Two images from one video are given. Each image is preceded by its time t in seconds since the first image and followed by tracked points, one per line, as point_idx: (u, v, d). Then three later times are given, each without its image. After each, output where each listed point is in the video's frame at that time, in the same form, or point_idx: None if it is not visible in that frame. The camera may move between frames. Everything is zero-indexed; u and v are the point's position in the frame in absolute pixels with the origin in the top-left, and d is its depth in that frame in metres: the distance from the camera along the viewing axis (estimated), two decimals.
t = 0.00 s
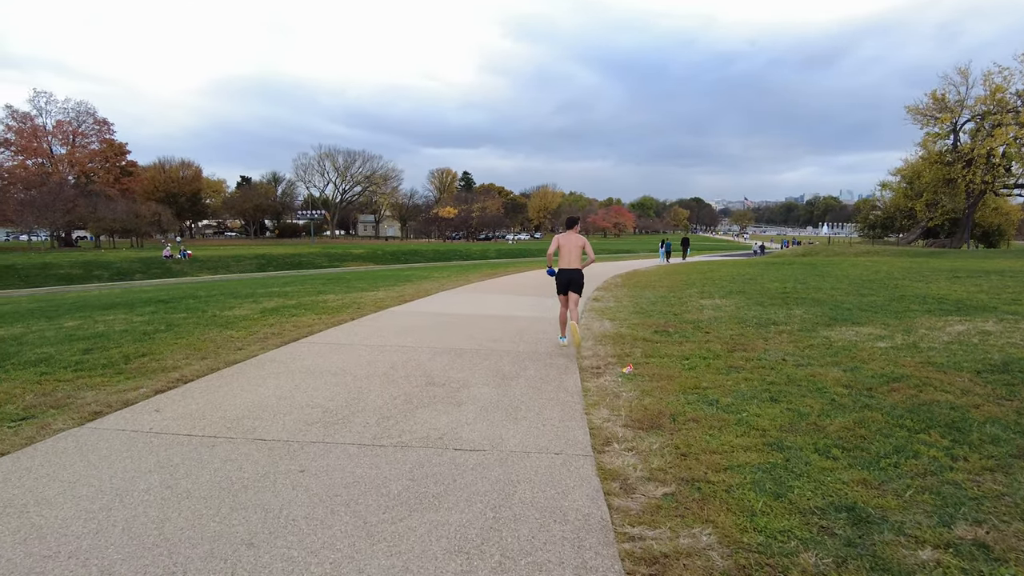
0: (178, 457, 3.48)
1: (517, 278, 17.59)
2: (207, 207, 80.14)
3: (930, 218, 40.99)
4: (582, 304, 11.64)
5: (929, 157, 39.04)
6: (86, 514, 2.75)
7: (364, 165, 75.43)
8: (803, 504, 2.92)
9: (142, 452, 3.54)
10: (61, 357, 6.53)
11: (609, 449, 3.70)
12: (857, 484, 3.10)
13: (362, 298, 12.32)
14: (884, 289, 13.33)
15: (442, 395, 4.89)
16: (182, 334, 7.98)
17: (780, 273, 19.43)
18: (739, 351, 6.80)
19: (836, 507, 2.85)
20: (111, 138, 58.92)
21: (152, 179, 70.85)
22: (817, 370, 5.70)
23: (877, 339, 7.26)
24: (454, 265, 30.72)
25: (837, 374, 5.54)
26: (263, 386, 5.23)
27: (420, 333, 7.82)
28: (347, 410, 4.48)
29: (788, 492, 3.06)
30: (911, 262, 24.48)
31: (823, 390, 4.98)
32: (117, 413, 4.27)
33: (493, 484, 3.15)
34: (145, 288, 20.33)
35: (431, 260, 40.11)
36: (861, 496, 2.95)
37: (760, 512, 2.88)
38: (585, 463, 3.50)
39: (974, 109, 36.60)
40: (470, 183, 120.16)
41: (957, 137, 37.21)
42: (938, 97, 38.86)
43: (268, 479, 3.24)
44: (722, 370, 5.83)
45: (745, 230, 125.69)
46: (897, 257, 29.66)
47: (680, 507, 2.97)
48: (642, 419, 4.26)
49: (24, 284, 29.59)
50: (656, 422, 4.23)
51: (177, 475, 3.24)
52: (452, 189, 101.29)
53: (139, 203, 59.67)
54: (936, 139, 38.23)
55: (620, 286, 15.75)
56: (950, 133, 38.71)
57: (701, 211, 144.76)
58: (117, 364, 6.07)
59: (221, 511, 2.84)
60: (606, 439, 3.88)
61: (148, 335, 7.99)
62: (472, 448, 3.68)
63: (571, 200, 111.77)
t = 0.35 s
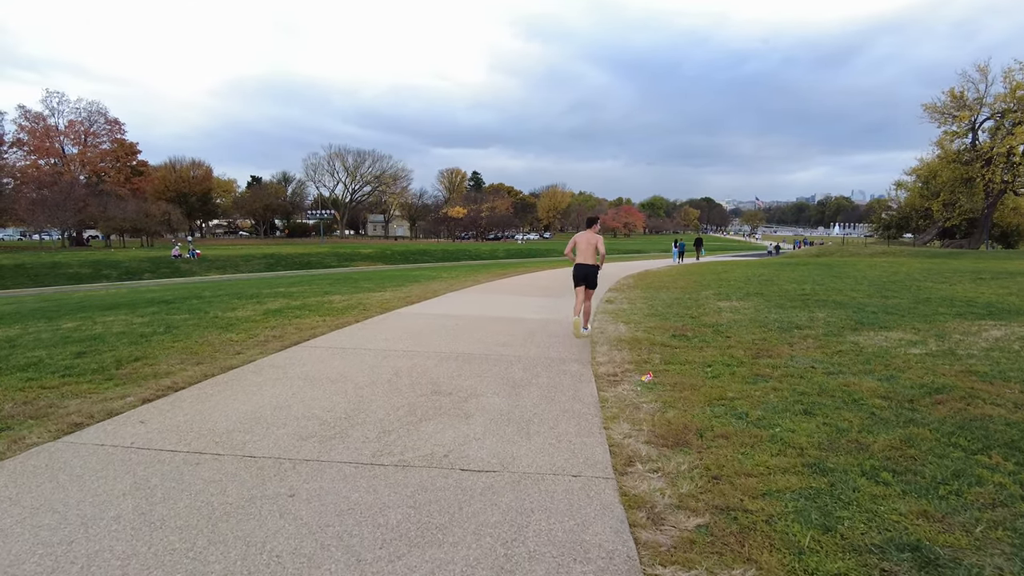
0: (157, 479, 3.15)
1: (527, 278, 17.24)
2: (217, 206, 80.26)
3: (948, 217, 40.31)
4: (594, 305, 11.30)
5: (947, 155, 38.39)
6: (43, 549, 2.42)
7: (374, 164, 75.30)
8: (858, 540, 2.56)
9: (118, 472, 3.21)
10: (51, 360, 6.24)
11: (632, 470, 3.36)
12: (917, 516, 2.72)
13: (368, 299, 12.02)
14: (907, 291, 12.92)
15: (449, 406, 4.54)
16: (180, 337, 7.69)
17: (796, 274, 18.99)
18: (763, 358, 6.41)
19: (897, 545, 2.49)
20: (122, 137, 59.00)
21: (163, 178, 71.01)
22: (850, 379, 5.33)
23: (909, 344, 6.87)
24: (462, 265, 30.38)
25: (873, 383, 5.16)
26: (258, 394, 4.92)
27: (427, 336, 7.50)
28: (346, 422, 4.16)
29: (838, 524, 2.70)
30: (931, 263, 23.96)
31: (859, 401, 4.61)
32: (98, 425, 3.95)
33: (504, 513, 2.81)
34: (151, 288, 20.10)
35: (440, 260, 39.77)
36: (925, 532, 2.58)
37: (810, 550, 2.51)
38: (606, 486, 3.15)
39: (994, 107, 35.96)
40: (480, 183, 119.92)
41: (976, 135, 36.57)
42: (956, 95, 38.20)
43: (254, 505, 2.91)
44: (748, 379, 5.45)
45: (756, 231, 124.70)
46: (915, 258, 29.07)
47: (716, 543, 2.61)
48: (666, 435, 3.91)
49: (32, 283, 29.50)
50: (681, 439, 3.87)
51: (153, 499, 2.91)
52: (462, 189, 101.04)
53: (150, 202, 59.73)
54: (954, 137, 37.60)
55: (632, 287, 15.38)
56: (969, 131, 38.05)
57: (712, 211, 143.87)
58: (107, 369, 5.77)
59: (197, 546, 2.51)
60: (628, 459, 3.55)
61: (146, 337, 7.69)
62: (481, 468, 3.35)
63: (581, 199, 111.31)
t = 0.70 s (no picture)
0: (106, 504, 2.81)
1: (526, 279, 16.93)
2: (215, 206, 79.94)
3: (951, 216, 40.06)
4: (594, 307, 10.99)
5: (950, 154, 38.19)
6: None
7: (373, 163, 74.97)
8: None
9: (65, 496, 2.88)
10: (21, 367, 5.91)
11: (635, 495, 3.04)
12: (962, 553, 2.39)
13: (362, 300, 11.69)
14: (915, 291, 12.64)
15: (438, 418, 4.21)
16: (162, 341, 7.35)
17: (800, 274, 18.72)
18: (772, 363, 6.08)
19: None
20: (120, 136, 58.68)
21: (162, 178, 70.69)
22: (866, 387, 5.00)
23: (925, 347, 6.55)
24: (461, 265, 30.04)
25: (891, 391, 4.83)
26: (235, 404, 4.61)
27: (419, 340, 7.20)
28: (326, 437, 3.84)
29: (871, 562, 2.37)
30: (936, 263, 23.68)
31: (877, 412, 4.29)
32: (53, 441, 3.63)
33: (493, 548, 2.49)
34: (143, 288, 19.72)
35: (439, 260, 39.39)
36: None
37: None
38: (608, 514, 2.83)
39: (997, 105, 35.72)
40: (480, 182, 119.65)
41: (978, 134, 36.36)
42: (959, 93, 37.94)
43: (210, 540, 2.57)
44: (757, 387, 5.11)
45: (757, 230, 124.37)
46: (919, 257, 28.73)
47: None
48: (672, 453, 3.60)
49: (27, 284, 29.19)
50: (690, 457, 3.56)
51: (98, 530, 2.58)
52: (462, 189, 100.88)
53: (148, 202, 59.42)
54: (957, 135, 37.42)
55: (633, 287, 15.07)
56: (973, 129, 37.75)
57: (712, 211, 143.66)
58: (79, 375, 5.44)
59: None
60: (632, 480, 3.23)
61: (126, 341, 7.36)
62: (469, 492, 3.03)
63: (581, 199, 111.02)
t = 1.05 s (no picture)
0: (38, 540, 2.46)
1: (524, 278, 16.60)
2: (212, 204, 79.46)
3: (953, 214, 39.77)
4: (594, 307, 10.66)
5: (951, 152, 37.91)
6: None
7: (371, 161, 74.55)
8: None
9: None
10: None
11: (643, 527, 2.69)
12: None
13: (354, 300, 11.32)
14: (923, 291, 12.32)
15: (424, 433, 3.86)
16: (139, 344, 6.99)
17: (803, 273, 18.42)
18: (783, 369, 5.73)
19: None
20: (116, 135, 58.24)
21: (159, 176, 70.25)
22: (886, 395, 4.66)
23: (942, 351, 6.23)
24: (458, 264, 29.61)
25: (914, 401, 4.49)
26: (206, 415, 4.24)
27: (411, 343, 6.86)
28: (301, 455, 3.49)
29: None
30: (940, 262, 23.38)
31: (902, 425, 3.94)
32: None
33: None
34: (133, 288, 19.28)
35: (437, 258, 38.98)
36: None
37: None
38: (613, 551, 2.49)
39: (1000, 102, 35.47)
40: (478, 180, 119.24)
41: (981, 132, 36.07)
42: (961, 90, 37.65)
43: None
44: (769, 396, 4.76)
45: (755, 229, 124.14)
46: (922, 256, 28.43)
47: None
48: (683, 475, 3.25)
49: (18, 283, 28.73)
50: (701, 478, 3.22)
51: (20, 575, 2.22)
52: (460, 187, 100.56)
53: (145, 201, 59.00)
54: (959, 132, 37.16)
55: (634, 287, 14.74)
56: (975, 127, 37.46)
57: (711, 209, 143.35)
58: (42, 384, 5.06)
59: None
60: (638, 508, 2.89)
61: (102, 345, 6.98)
62: (455, 524, 2.68)
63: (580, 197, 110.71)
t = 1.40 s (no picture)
0: None
1: (513, 279, 16.28)
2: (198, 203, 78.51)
3: (940, 216, 39.92)
4: (584, 308, 10.39)
5: (939, 153, 38.05)
6: None
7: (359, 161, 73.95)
8: None
9: None
10: None
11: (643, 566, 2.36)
12: None
13: (336, 301, 10.94)
14: (917, 293, 12.15)
15: (400, 450, 3.51)
16: (103, 349, 6.58)
17: (794, 274, 18.27)
18: (784, 376, 5.43)
19: None
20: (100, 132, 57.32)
21: (144, 175, 69.29)
22: (896, 406, 4.37)
23: (946, 357, 5.98)
24: (446, 264, 29.21)
25: (926, 412, 4.20)
26: (161, 429, 3.87)
27: (393, 347, 6.53)
28: (261, 477, 3.12)
29: None
30: (930, 263, 23.31)
31: (918, 440, 3.64)
32: None
33: None
34: (109, 288, 18.70)
35: (424, 258, 38.57)
36: None
37: None
38: None
39: (986, 104, 35.65)
40: (467, 180, 118.86)
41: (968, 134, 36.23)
42: (949, 92, 37.82)
43: None
44: (771, 406, 4.45)
45: (744, 230, 124.59)
46: (911, 257, 28.41)
47: None
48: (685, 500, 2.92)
49: None
50: (706, 503, 2.90)
51: None
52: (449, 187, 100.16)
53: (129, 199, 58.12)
54: (946, 134, 37.29)
55: (624, 288, 14.47)
56: (963, 129, 37.60)
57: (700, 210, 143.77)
58: None
59: None
60: (638, 541, 2.55)
61: (64, 349, 6.57)
62: (427, 562, 2.34)
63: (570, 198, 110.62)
